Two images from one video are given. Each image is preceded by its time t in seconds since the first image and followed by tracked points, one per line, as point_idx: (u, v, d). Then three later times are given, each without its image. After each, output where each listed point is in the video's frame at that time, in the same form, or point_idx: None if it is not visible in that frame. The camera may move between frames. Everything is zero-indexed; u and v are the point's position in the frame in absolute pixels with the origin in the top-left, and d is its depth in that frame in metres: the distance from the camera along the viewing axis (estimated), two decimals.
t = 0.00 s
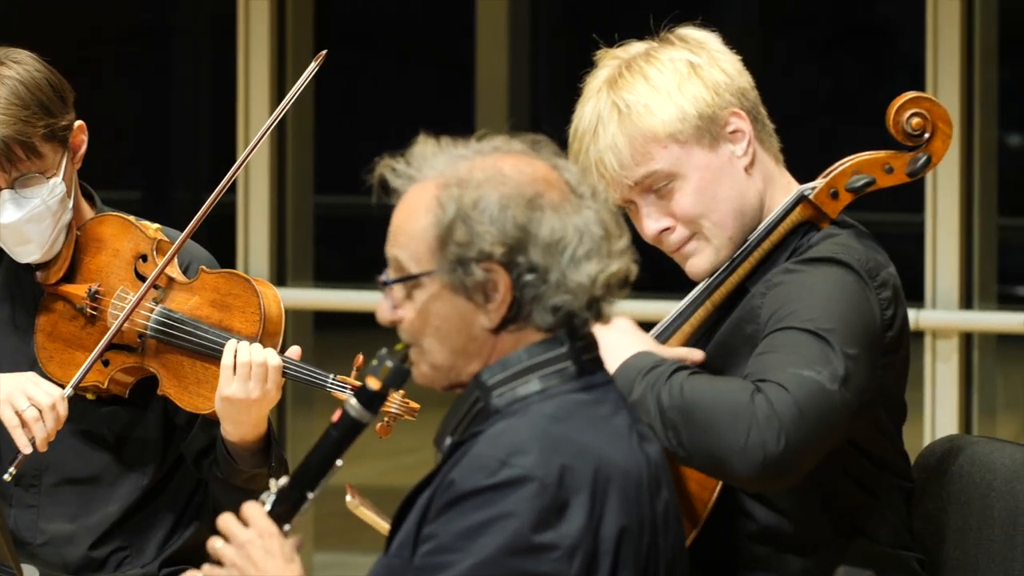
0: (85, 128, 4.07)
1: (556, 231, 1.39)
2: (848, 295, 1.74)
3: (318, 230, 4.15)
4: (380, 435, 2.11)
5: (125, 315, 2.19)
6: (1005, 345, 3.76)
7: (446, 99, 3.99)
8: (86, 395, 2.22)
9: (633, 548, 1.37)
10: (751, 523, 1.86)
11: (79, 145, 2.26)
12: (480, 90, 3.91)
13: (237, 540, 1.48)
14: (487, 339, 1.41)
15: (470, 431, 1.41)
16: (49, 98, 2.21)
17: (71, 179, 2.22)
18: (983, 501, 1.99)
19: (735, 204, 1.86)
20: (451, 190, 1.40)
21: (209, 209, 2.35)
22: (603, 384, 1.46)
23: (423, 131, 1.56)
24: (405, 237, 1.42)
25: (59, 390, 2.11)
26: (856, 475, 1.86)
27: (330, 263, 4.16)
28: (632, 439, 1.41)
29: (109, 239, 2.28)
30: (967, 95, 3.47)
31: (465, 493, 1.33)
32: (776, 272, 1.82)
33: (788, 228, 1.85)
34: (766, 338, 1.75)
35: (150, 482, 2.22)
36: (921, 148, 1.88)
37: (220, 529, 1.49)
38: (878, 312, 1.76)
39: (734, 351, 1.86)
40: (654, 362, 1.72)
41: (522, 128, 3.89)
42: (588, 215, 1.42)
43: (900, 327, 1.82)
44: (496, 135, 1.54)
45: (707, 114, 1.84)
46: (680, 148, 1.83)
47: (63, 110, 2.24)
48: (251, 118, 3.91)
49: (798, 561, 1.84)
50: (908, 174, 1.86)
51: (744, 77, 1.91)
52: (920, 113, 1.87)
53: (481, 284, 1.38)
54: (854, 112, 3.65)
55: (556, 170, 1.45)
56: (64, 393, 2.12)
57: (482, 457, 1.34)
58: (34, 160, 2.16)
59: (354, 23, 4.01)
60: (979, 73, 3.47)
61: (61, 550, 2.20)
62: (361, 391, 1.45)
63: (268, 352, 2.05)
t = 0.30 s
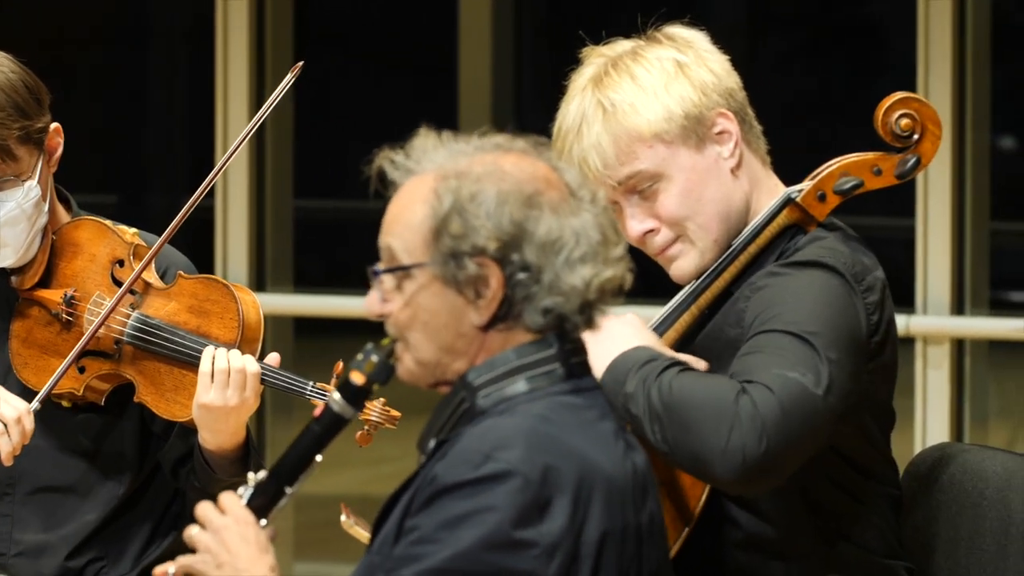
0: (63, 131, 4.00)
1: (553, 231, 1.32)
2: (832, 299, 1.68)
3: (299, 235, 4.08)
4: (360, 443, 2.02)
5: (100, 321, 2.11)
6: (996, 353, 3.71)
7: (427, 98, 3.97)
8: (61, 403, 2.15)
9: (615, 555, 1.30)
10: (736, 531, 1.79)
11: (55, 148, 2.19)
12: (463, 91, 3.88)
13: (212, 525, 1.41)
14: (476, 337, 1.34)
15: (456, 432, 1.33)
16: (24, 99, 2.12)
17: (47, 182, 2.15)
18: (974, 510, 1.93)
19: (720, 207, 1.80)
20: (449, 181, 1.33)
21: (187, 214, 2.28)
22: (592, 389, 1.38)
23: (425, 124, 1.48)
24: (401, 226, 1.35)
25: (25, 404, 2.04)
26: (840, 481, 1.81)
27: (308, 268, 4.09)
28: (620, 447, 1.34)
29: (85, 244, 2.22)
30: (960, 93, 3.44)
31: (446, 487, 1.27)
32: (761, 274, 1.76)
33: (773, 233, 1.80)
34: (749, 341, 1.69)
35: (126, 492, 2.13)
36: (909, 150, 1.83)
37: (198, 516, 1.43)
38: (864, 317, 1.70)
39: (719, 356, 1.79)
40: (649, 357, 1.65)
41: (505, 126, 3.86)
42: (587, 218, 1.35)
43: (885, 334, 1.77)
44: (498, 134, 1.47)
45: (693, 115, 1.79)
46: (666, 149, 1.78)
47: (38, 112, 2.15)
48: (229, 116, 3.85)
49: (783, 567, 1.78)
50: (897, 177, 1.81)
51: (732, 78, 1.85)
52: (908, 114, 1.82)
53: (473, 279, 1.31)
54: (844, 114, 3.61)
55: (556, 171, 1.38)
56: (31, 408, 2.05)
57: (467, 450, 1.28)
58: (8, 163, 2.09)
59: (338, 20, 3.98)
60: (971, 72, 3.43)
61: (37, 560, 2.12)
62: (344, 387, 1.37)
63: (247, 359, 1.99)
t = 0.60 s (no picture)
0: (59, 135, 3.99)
1: (547, 233, 1.31)
2: (829, 301, 1.68)
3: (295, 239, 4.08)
4: (357, 444, 2.01)
5: (96, 323, 2.11)
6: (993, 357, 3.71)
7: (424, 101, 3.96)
8: (59, 406, 2.15)
9: (612, 556, 1.29)
10: (733, 535, 1.79)
11: (52, 152, 2.19)
12: (461, 96, 3.88)
13: (210, 532, 1.41)
14: (472, 341, 1.33)
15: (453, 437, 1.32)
16: (21, 101, 2.12)
17: (43, 185, 2.15)
18: (971, 514, 1.92)
19: (716, 210, 1.80)
20: (441, 186, 1.33)
21: (181, 219, 2.29)
22: (589, 392, 1.38)
23: (415, 133, 1.48)
24: (398, 232, 1.35)
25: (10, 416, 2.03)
26: (836, 484, 1.80)
27: (306, 272, 4.08)
28: (617, 449, 1.34)
29: (82, 247, 2.21)
30: (957, 97, 3.43)
31: (442, 487, 1.26)
32: (754, 277, 1.76)
33: (771, 235, 1.79)
34: (744, 342, 1.69)
35: (122, 496, 2.13)
36: (904, 153, 1.83)
37: (197, 525, 1.43)
38: (860, 319, 1.70)
39: (715, 361, 1.79)
40: (644, 358, 1.66)
41: (501, 129, 3.87)
42: (581, 220, 1.35)
43: (880, 337, 1.77)
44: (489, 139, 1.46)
45: (691, 118, 1.79)
46: (663, 152, 1.78)
47: (35, 115, 2.15)
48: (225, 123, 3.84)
49: (778, 569, 1.78)
50: (893, 180, 1.82)
51: (729, 82, 1.86)
52: (903, 118, 1.82)
53: (468, 282, 1.31)
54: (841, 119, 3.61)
55: (549, 175, 1.37)
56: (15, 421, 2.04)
57: (463, 449, 1.27)
58: (5, 165, 2.09)
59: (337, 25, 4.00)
60: (967, 75, 3.43)
61: (35, 564, 2.12)
62: (341, 395, 1.36)
63: (243, 359, 1.99)
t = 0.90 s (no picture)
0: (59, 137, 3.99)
1: (543, 235, 1.31)
2: (828, 304, 1.68)
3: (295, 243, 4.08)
4: (356, 447, 2.01)
5: (95, 324, 2.11)
6: (994, 360, 3.71)
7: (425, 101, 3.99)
8: (58, 409, 2.15)
9: (609, 558, 1.29)
10: (734, 537, 1.79)
11: (53, 153, 2.18)
12: (461, 100, 3.88)
13: (207, 539, 1.40)
14: (469, 343, 1.33)
15: (450, 439, 1.32)
16: (23, 102, 2.12)
17: (44, 187, 2.14)
18: (972, 518, 1.92)
19: (713, 212, 1.80)
20: (438, 188, 1.33)
21: (180, 223, 2.29)
22: (587, 395, 1.37)
23: (411, 136, 1.48)
24: (394, 236, 1.34)
25: None
26: (836, 487, 1.80)
27: (306, 276, 4.05)
28: (614, 453, 1.33)
29: (82, 250, 2.21)
30: (956, 98, 3.42)
31: (437, 490, 1.26)
32: (753, 281, 1.76)
33: (771, 238, 1.80)
34: (744, 345, 1.69)
35: (123, 500, 2.13)
36: (904, 156, 1.83)
37: (194, 531, 1.42)
38: (859, 321, 1.70)
39: (715, 364, 1.79)
40: (633, 370, 1.65)
41: (501, 132, 3.85)
42: (578, 223, 1.35)
43: (879, 341, 1.77)
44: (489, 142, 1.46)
45: (693, 118, 1.78)
46: (662, 150, 1.78)
47: (37, 116, 2.15)
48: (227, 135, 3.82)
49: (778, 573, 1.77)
50: (892, 183, 1.82)
51: (737, 84, 1.85)
52: (903, 121, 1.82)
53: (465, 284, 1.31)
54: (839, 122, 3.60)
55: (546, 177, 1.37)
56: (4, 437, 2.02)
57: (459, 452, 1.27)
58: (6, 166, 2.09)
59: (337, 24, 4.02)
60: (967, 77, 3.42)
61: (36, 567, 2.12)
62: (340, 399, 1.36)
63: (243, 361, 1.98)
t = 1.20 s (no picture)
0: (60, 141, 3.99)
1: (545, 238, 1.31)
2: (829, 307, 1.68)
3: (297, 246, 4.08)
4: (358, 446, 2.01)
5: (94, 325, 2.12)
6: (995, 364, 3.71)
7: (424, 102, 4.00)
8: (59, 411, 2.15)
9: (609, 561, 1.29)
10: (736, 538, 1.78)
11: (53, 155, 2.18)
12: (462, 103, 3.89)
13: (208, 540, 1.40)
14: (471, 347, 1.33)
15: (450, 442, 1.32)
16: (23, 104, 2.12)
17: (44, 188, 2.15)
18: (973, 520, 1.92)
19: (696, 218, 1.80)
20: (440, 192, 1.33)
21: (180, 226, 2.30)
22: (587, 398, 1.37)
23: (413, 138, 1.48)
24: (395, 238, 1.35)
25: None
26: (835, 487, 1.80)
27: (306, 279, 4.08)
28: (614, 456, 1.33)
29: (82, 252, 2.22)
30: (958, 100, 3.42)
31: (436, 492, 1.26)
32: (752, 283, 1.76)
33: (772, 241, 1.79)
34: (744, 349, 1.69)
35: (123, 501, 2.12)
36: (906, 159, 1.83)
37: (194, 530, 1.42)
38: (859, 324, 1.70)
39: (717, 366, 1.79)
40: (641, 369, 1.67)
41: (503, 134, 3.87)
42: (579, 226, 1.35)
43: (878, 344, 1.76)
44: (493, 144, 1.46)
45: (691, 121, 1.79)
46: (655, 146, 1.79)
47: (38, 117, 2.15)
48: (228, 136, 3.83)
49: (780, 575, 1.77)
50: (894, 186, 1.82)
51: (753, 97, 1.84)
52: (905, 123, 1.82)
53: (466, 288, 1.30)
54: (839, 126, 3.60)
55: (548, 180, 1.37)
56: None
57: (458, 455, 1.27)
58: (6, 167, 2.09)
59: (337, 29, 4.03)
60: (969, 81, 3.42)
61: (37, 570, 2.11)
62: (340, 399, 1.35)
63: (243, 360, 1.98)
